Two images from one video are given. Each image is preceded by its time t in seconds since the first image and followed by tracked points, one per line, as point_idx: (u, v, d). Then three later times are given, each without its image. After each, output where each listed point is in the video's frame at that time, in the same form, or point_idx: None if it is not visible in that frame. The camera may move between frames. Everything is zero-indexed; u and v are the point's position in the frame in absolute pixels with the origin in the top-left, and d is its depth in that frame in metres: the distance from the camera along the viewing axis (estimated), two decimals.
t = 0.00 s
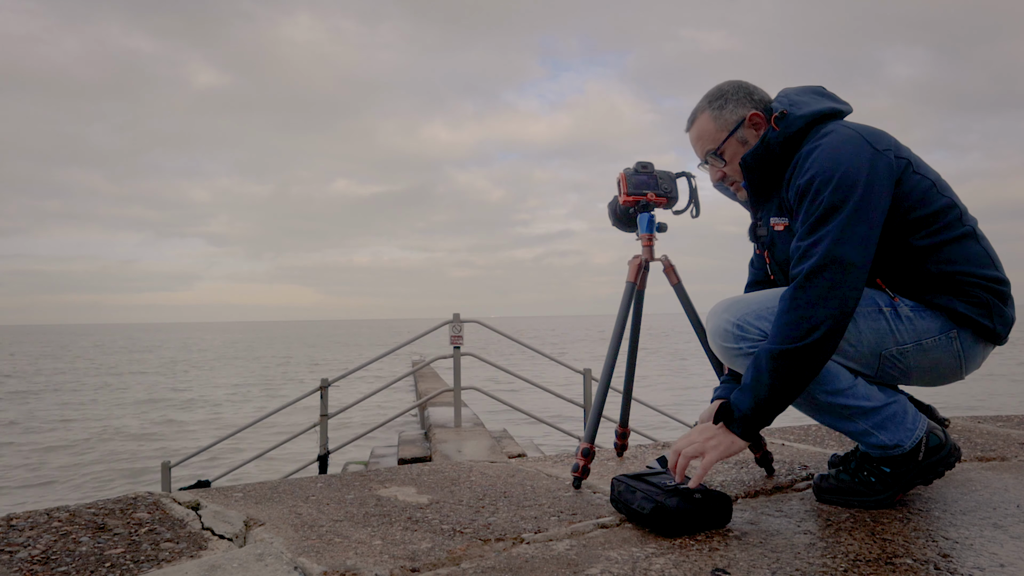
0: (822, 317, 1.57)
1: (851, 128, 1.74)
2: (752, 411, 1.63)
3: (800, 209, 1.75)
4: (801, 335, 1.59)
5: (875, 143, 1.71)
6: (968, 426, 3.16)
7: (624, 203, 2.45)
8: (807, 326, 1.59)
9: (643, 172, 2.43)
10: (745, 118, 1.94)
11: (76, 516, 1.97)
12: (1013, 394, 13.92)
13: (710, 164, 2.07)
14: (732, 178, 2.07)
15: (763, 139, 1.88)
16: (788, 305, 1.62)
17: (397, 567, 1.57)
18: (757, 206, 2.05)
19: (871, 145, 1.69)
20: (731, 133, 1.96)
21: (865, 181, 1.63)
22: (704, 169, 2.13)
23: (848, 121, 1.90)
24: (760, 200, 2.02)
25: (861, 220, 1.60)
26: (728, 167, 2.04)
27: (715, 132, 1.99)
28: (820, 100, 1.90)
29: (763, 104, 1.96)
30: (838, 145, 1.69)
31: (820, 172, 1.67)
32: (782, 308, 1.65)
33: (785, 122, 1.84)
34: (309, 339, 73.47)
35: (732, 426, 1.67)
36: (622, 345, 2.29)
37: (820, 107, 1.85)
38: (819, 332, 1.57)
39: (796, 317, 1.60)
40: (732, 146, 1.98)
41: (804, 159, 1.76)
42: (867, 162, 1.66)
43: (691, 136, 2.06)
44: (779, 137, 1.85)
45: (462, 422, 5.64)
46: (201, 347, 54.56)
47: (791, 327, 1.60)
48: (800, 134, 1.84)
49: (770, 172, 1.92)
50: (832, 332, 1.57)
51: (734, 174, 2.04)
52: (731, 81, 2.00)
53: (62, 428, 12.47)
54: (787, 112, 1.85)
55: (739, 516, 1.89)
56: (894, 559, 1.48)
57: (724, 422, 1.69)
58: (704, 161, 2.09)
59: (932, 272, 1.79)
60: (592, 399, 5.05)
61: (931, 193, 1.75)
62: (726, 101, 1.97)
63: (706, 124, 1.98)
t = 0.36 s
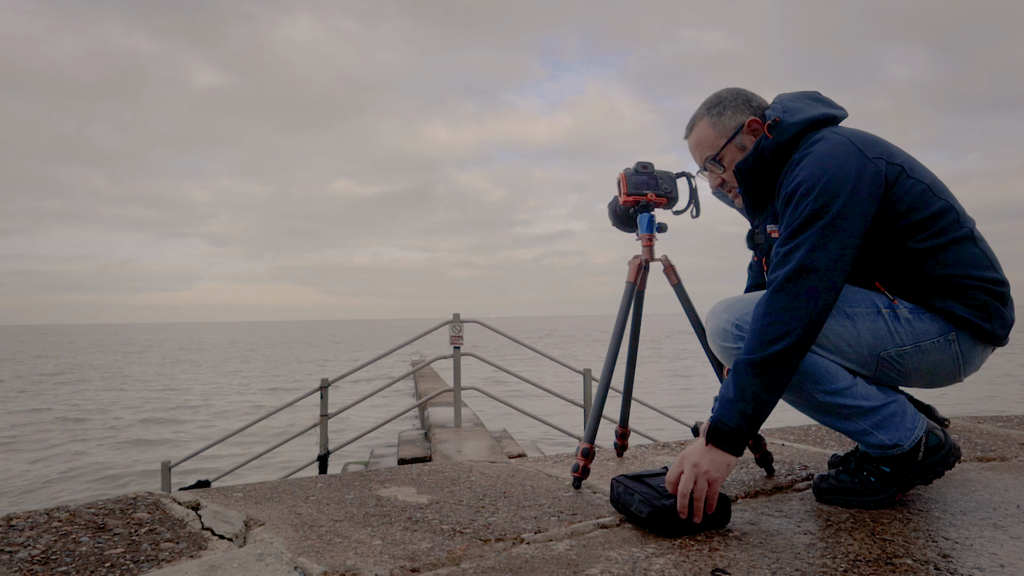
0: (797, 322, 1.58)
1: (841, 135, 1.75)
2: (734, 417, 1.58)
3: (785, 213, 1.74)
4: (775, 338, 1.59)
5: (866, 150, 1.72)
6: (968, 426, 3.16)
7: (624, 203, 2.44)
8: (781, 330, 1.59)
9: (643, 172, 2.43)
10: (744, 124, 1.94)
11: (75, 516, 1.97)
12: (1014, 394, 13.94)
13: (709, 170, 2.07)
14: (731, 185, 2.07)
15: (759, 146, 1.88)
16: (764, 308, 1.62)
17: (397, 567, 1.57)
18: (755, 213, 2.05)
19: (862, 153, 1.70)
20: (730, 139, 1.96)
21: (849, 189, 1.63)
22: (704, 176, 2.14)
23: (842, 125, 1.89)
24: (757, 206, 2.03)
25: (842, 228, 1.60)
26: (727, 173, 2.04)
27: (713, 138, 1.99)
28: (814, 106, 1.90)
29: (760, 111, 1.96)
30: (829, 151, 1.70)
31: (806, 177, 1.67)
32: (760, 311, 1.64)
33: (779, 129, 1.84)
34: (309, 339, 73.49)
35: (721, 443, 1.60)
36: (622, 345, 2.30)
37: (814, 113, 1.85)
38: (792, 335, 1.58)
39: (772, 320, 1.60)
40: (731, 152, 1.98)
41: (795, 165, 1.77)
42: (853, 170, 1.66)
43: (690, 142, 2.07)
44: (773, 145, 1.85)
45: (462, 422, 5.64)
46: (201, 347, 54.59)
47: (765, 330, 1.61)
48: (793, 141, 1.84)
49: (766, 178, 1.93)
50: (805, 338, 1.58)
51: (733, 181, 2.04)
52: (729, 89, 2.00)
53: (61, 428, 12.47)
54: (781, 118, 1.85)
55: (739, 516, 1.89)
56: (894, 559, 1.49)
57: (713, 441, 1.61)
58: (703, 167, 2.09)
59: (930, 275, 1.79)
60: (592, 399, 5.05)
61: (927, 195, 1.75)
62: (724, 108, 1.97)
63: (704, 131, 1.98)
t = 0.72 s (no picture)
0: (804, 313, 1.57)
1: (841, 131, 1.75)
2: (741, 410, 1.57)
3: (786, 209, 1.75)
4: (780, 329, 1.58)
5: (865, 145, 1.73)
6: (968, 426, 3.16)
7: (624, 203, 2.45)
8: (785, 322, 1.58)
9: (643, 172, 2.43)
10: (741, 124, 1.94)
11: (75, 516, 1.97)
12: (1014, 393, 13.96)
13: (707, 170, 2.07)
14: (728, 184, 2.07)
15: (755, 144, 1.88)
16: (771, 300, 1.62)
17: (397, 567, 1.57)
18: (754, 212, 2.05)
19: (861, 147, 1.70)
20: (727, 139, 1.96)
21: (851, 181, 1.63)
22: (703, 176, 2.14)
23: (838, 125, 1.89)
24: (756, 205, 2.03)
25: (845, 219, 1.60)
26: (725, 173, 2.04)
27: (711, 138, 1.99)
28: (811, 105, 1.90)
29: (757, 112, 1.97)
30: (827, 146, 1.70)
31: (807, 171, 1.67)
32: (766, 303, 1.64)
33: (775, 128, 1.84)
34: (309, 339, 73.50)
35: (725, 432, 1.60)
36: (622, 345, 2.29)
37: (810, 112, 1.85)
38: (797, 326, 1.57)
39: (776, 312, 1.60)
40: (729, 151, 1.98)
41: (793, 162, 1.77)
42: (854, 163, 1.66)
43: (688, 143, 2.07)
44: (769, 143, 1.85)
45: (462, 423, 5.64)
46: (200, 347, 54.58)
47: (769, 321, 1.60)
48: (790, 139, 1.83)
49: (763, 176, 1.93)
50: (810, 330, 1.57)
51: (731, 180, 2.04)
52: (727, 90, 2.01)
53: (61, 428, 12.47)
54: (777, 116, 1.85)
55: (739, 516, 1.90)
56: (894, 559, 1.49)
57: (717, 429, 1.61)
58: (702, 167, 2.09)
59: (928, 270, 1.79)
60: (592, 399, 5.05)
61: (926, 190, 1.75)
62: (722, 108, 1.97)
63: (702, 131, 1.98)
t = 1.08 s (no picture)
0: (808, 320, 1.57)
1: (843, 136, 1.75)
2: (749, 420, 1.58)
3: (790, 215, 1.75)
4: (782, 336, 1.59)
5: (867, 149, 1.73)
6: (968, 426, 3.16)
7: (624, 204, 2.45)
8: (788, 330, 1.59)
9: (643, 172, 2.43)
10: (746, 127, 1.93)
11: (75, 516, 1.97)
12: (1013, 394, 13.98)
13: (711, 173, 2.06)
14: (732, 187, 2.07)
15: (760, 148, 1.88)
16: (775, 308, 1.62)
17: (397, 567, 1.57)
18: (756, 216, 2.06)
19: (863, 151, 1.70)
20: (732, 142, 1.95)
21: (854, 187, 1.63)
22: (706, 179, 2.13)
23: (841, 128, 1.90)
24: (759, 208, 2.04)
25: (848, 225, 1.59)
26: (729, 176, 2.03)
27: (716, 142, 1.98)
28: (813, 109, 1.91)
29: (761, 115, 1.96)
30: (830, 151, 1.70)
31: (809, 177, 1.68)
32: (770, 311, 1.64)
33: (779, 132, 1.85)
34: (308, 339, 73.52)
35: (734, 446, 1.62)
36: (622, 345, 2.30)
37: (813, 116, 1.85)
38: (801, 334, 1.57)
39: (779, 319, 1.60)
40: (733, 154, 1.97)
41: (797, 167, 1.77)
42: (857, 168, 1.66)
43: (692, 146, 2.06)
44: (773, 147, 1.86)
45: (462, 423, 5.64)
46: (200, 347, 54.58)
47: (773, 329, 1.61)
48: (793, 143, 1.84)
49: (767, 179, 1.93)
50: (815, 336, 1.57)
51: (734, 184, 2.04)
52: (730, 93, 2.00)
53: (61, 428, 12.46)
54: (781, 121, 1.85)
55: (739, 516, 1.90)
56: (894, 559, 1.49)
57: (728, 445, 1.62)
58: (705, 171, 2.08)
59: (934, 273, 1.79)
60: (592, 399, 5.05)
61: (930, 194, 1.75)
62: (726, 112, 1.97)
63: (707, 134, 1.97)
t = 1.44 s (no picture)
0: (845, 312, 1.57)
1: (853, 131, 1.76)
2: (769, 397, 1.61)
3: (808, 210, 1.74)
4: (817, 327, 1.59)
5: (877, 145, 1.74)
6: (969, 426, 3.16)
7: (624, 204, 2.45)
8: (826, 322, 1.58)
9: (643, 172, 2.43)
10: (750, 124, 1.94)
11: (75, 517, 1.97)
12: (1013, 394, 14.00)
13: (713, 170, 2.06)
14: (735, 185, 2.07)
15: (765, 144, 1.87)
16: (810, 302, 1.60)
17: (397, 567, 1.57)
18: (761, 214, 2.05)
19: (874, 146, 1.72)
20: (735, 139, 1.96)
21: (874, 180, 1.65)
22: (707, 176, 2.13)
23: (845, 126, 1.90)
24: (764, 206, 2.03)
25: (877, 219, 1.61)
26: (732, 173, 2.03)
27: (719, 138, 1.98)
28: (819, 107, 1.91)
29: (765, 113, 1.97)
30: (844, 146, 1.71)
31: (829, 172, 1.67)
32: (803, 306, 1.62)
33: (785, 128, 1.84)
34: (308, 339, 73.55)
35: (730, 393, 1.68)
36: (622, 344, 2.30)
37: (820, 113, 1.85)
38: (840, 325, 1.57)
39: (819, 312, 1.58)
40: (737, 151, 1.98)
41: (807, 163, 1.77)
42: (872, 162, 1.68)
43: (695, 142, 2.06)
44: (780, 143, 1.85)
45: (462, 423, 5.65)
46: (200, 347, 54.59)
47: (810, 320, 1.59)
48: (801, 139, 1.84)
49: (773, 176, 1.92)
50: (849, 327, 1.58)
51: (737, 180, 2.04)
52: (735, 90, 2.01)
53: (61, 428, 12.45)
54: (787, 117, 1.85)
55: (739, 517, 1.90)
56: (894, 559, 1.49)
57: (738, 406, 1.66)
58: (707, 167, 2.08)
59: (939, 273, 1.79)
60: (592, 399, 5.05)
61: (935, 192, 1.76)
62: (730, 108, 1.97)
63: (710, 130, 1.98)
